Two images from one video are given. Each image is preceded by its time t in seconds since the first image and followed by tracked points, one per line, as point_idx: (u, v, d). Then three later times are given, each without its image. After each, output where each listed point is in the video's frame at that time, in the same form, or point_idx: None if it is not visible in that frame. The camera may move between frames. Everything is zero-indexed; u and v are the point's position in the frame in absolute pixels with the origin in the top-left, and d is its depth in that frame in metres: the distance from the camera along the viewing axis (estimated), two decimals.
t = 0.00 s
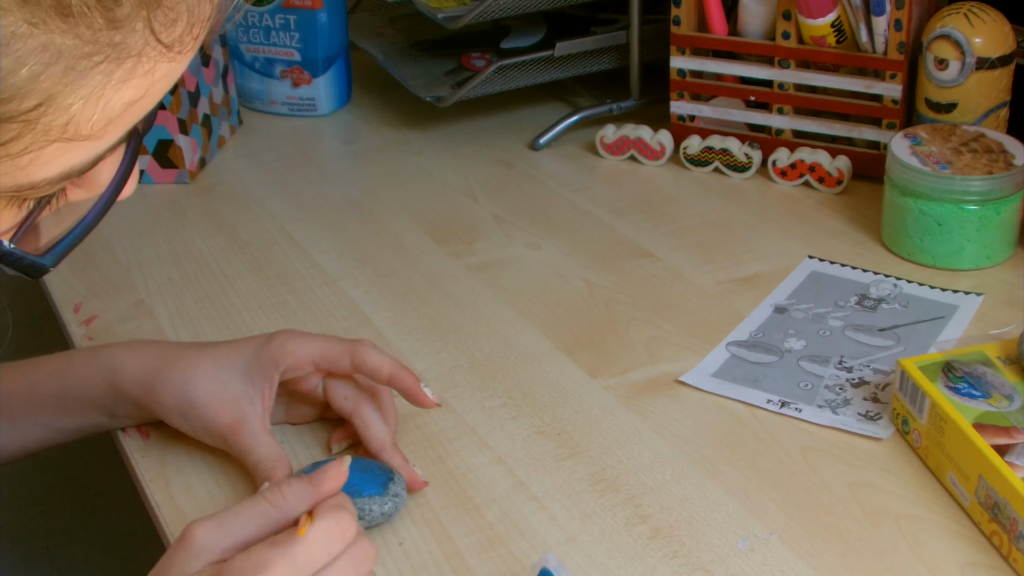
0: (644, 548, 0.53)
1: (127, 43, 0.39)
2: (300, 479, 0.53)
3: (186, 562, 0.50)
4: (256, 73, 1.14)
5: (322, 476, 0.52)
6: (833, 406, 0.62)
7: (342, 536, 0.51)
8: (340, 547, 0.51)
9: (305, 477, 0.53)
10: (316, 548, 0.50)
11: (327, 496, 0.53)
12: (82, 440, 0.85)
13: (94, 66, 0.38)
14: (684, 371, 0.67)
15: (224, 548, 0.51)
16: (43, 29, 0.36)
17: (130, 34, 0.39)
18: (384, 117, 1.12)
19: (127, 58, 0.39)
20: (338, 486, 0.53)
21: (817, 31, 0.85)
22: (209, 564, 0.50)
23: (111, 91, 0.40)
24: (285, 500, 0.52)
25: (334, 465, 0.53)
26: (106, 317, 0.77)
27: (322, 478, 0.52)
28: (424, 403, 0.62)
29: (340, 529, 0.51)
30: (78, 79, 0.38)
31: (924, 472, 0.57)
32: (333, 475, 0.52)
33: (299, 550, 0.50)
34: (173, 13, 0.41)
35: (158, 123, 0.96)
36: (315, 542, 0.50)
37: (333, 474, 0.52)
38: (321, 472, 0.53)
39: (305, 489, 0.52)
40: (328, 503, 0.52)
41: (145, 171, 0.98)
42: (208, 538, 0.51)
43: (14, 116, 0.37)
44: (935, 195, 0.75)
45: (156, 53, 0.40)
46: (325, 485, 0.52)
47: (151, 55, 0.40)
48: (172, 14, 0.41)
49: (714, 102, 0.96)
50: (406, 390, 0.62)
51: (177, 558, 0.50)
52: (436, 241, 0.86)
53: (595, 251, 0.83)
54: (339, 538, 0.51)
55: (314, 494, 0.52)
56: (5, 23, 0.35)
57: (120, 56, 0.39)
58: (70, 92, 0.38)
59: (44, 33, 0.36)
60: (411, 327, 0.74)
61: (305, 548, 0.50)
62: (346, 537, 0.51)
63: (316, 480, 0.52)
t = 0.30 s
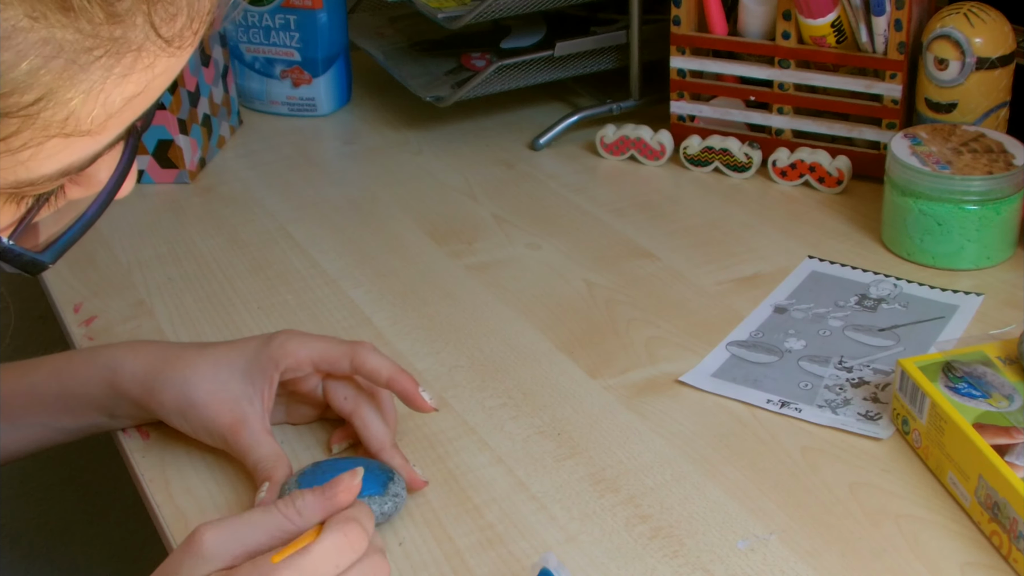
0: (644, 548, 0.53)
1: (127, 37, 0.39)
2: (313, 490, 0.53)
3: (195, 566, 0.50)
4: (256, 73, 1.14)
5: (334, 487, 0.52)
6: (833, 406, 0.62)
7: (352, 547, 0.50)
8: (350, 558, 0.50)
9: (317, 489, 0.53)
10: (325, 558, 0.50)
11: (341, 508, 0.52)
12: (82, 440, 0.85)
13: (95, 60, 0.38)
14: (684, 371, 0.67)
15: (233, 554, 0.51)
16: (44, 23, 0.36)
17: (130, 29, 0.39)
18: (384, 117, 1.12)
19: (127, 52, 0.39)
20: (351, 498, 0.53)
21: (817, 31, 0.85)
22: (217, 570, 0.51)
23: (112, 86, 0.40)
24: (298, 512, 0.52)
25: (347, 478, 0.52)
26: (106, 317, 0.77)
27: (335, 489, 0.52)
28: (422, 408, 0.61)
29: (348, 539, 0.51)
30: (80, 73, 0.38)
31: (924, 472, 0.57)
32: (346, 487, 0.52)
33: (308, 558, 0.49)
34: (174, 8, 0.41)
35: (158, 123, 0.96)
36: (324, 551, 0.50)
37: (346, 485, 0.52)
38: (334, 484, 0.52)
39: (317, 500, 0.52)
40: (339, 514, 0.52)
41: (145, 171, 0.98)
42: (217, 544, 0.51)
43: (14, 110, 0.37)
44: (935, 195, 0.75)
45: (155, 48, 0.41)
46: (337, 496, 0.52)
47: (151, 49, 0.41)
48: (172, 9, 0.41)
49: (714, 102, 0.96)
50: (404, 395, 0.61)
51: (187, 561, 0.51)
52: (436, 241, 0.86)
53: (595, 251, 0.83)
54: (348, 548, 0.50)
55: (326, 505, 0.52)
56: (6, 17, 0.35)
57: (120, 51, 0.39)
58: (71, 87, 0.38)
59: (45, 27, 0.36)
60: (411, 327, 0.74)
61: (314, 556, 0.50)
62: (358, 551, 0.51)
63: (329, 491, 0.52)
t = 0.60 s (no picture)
0: (644, 548, 0.53)
1: (126, 35, 0.39)
2: (311, 493, 0.53)
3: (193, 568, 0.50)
4: (256, 73, 1.14)
5: (333, 490, 0.53)
6: (833, 406, 0.62)
7: (350, 550, 0.51)
8: (348, 560, 0.51)
9: (316, 491, 0.53)
10: (323, 562, 0.50)
11: (339, 509, 0.53)
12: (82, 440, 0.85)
13: (94, 58, 0.38)
14: (684, 371, 0.67)
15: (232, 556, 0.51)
16: (43, 19, 0.36)
17: (130, 26, 0.39)
18: (384, 117, 1.12)
19: (126, 50, 0.39)
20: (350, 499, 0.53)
21: (817, 31, 0.85)
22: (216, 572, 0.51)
23: (110, 84, 0.40)
24: (297, 515, 0.52)
25: (345, 479, 0.53)
26: (106, 317, 0.77)
27: (333, 492, 0.53)
28: (420, 410, 0.61)
29: (347, 542, 0.51)
30: (79, 70, 0.38)
31: (924, 472, 0.57)
32: (345, 489, 0.53)
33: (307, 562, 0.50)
34: (173, 6, 0.41)
35: (158, 123, 0.96)
36: (322, 556, 0.50)
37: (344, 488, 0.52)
38: (333, 486, 0.53)
39: (315, 503, 0.52)
40: (337, 515, 0.52)
41: (144, 171, 0.98)
42: (217, 546, 0.51)
43: (12, 107, 0.37)
44: (935, 195, 0.75)
45: (154, 46, 0.41)
46: (336, 499, 0.52)
47: (150, 46, 0.41)
48: (172, 6, 0.41)
49: (714, 102, 0.96)
50: (403, 397, 0.61)
51: (186, 563, 0.50)
52: (436, 241, 0.86)
53: (595, 251, 0.83)
54: (346, 551, 0.51)
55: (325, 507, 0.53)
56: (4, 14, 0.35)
57: (119, 48, 0.39)
58: (70, 84, 0.38)
59: (44, 24, 0.36)
60: (411, 328, 0.74)
61: (312, 561, 0.50)
62: (356, 552, 0.51)
63: (328, 494, 0.53)
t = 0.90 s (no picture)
0: (644, 548, 0.53)
1: (139, 28, 0.39)
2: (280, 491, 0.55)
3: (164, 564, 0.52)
4: (256, 73, 1.14)
5: (297, 483, 0.54)
6: (833, 406, 0.62)
7: (317, 531, 0.51)
8: (314, 542, 0.51)
9: (283, 488, 0.55)
10: (288, 543, 0.50)
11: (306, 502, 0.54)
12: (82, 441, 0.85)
13: (105, 50, 0.38)
14: (684, 371, 0.67)
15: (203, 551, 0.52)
16: (58, 9, 0.37)
17: (142, 19, 0.39)
18: (384, 117, 1.12)
19: (138, 43, 0.39)
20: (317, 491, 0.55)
21: (817, 31, 0.85)
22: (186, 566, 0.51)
23: (121, 77, 0.40)
24: (264, 510, 0.54)
25: (309, 470, 0.55)
26: (106, 317, 0.77)
27: (298, 483, 0.54)
28: (419, 412, 0.61)
29: (312, 524, 0.51)
30: (89, 63, 0.38)
31: (924, 471, 0.57)
32: (308, 480, 0.54)
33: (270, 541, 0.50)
34: (185, 2, 0.41)
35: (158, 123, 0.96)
36: (285, 536, 0.51)
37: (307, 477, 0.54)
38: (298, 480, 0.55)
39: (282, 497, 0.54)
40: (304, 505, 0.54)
41: (144, 171, 0.98)
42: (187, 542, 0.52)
43: (22, 99, 0.37)
44: (935, 195, 0.75)
45: (167, 41, 0.41)
46: (301, 489, 0.54)
47: (163, 41, 0.41)
48: (183, 2, 0.41)
49: (713, 102, 0.96)
50: (402, 398, 0.61)
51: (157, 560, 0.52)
52: (436, 241, 0.86)
53: (595, 251, 0.83)
54: (311, 533, 0.51)
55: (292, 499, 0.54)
56: (19, 2, 0.36)
57: (131, 41, 0.39)
58: (79, 76, 0.38)
59: (59, 14, 0.37)
60: (412, 327, 0.74)
61: (276, 541, 0.50)
62: (325, 537, 0.51)
63: (293, 485, 0.54)
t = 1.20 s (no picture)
0: (644, 548, 0.53)
1: (160, 30, 0.39)
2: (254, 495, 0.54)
3: None
4: (256, 73, 1.14)
5: (275, 490, 0.53)
6: (833, 406, 0.62)
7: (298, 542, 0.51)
8: (295, 553, 0.50)
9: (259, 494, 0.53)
10: (271, 555, 0.50)
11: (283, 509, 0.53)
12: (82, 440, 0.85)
13: (126, 52, 0.38)
14: (684, 371, 0.67)
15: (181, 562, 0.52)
16: (82, 9, 0.37)
17: (163, 21, 0.39)
18: (384, 117, 1.12)
19: (159, 45, 0.40)
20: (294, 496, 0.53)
21: (817, 31, 0.85)
22: None
23: (141, 79, 0.40)
24: (240, 518, 0.53)
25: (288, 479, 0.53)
26: (106, 317, 0.77)
27: (276, 491, 0.53)
28: (419, 414, 0.61)
29: (293, 535, 0.51)
30: (110, 63, 0.38)
31: (924, 471, 0.57)
32: (288, 488, 0.53)
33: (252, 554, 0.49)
34: (205, 4, 0.41)
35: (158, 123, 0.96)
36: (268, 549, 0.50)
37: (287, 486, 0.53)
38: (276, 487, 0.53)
39: (258, 503, 0.53)
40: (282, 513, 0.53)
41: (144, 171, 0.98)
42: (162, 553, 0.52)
43: (42, 99, 0.37)
44: (935, 195, 0.75)
45: (187, 43, 0.41)
46: (280, 497, 0.53)
47: (182, 43, 0.41)
48: (204, 3, 0.41)
49: (713, 102, 0.96)
50: (402, 400, 0.61)
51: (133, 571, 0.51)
52: (436, 241, 0.86)
53: (595, 250, 0.83)
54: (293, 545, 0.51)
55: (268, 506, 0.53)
56: (44, 2, 0.36)
57: (152, 43, 0.39)
58: (100, 78, 0.38)
59: (83, 14, 0.37)
60: (412, 327, 0.74)
61: (259, 554, 0.49)
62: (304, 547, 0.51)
63: (272, 493, 0.53)
